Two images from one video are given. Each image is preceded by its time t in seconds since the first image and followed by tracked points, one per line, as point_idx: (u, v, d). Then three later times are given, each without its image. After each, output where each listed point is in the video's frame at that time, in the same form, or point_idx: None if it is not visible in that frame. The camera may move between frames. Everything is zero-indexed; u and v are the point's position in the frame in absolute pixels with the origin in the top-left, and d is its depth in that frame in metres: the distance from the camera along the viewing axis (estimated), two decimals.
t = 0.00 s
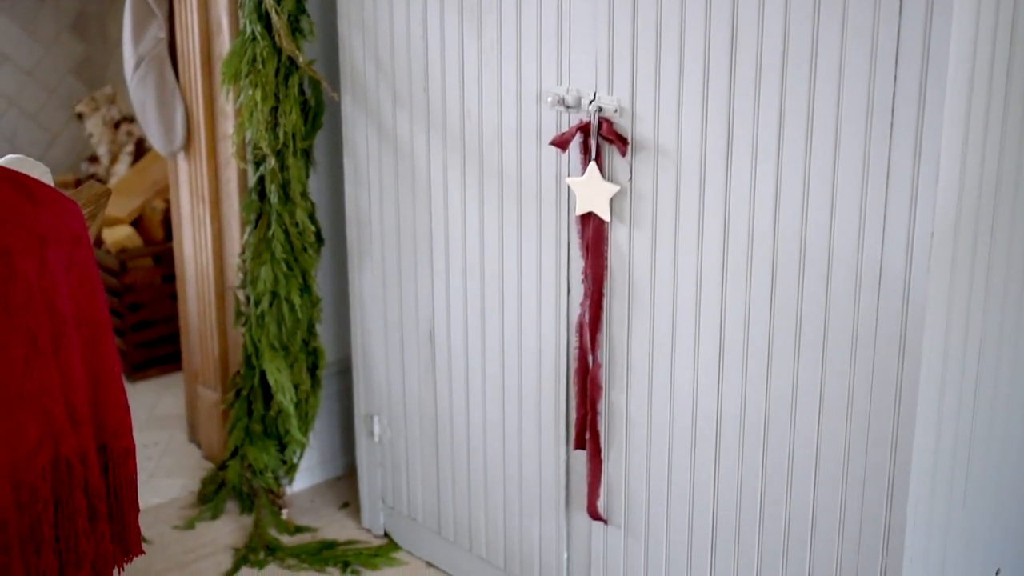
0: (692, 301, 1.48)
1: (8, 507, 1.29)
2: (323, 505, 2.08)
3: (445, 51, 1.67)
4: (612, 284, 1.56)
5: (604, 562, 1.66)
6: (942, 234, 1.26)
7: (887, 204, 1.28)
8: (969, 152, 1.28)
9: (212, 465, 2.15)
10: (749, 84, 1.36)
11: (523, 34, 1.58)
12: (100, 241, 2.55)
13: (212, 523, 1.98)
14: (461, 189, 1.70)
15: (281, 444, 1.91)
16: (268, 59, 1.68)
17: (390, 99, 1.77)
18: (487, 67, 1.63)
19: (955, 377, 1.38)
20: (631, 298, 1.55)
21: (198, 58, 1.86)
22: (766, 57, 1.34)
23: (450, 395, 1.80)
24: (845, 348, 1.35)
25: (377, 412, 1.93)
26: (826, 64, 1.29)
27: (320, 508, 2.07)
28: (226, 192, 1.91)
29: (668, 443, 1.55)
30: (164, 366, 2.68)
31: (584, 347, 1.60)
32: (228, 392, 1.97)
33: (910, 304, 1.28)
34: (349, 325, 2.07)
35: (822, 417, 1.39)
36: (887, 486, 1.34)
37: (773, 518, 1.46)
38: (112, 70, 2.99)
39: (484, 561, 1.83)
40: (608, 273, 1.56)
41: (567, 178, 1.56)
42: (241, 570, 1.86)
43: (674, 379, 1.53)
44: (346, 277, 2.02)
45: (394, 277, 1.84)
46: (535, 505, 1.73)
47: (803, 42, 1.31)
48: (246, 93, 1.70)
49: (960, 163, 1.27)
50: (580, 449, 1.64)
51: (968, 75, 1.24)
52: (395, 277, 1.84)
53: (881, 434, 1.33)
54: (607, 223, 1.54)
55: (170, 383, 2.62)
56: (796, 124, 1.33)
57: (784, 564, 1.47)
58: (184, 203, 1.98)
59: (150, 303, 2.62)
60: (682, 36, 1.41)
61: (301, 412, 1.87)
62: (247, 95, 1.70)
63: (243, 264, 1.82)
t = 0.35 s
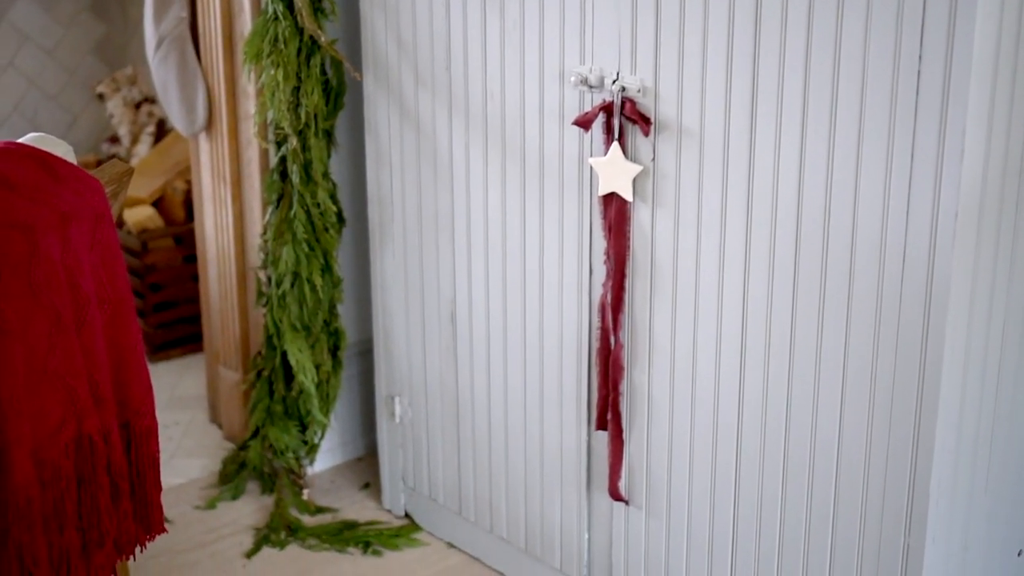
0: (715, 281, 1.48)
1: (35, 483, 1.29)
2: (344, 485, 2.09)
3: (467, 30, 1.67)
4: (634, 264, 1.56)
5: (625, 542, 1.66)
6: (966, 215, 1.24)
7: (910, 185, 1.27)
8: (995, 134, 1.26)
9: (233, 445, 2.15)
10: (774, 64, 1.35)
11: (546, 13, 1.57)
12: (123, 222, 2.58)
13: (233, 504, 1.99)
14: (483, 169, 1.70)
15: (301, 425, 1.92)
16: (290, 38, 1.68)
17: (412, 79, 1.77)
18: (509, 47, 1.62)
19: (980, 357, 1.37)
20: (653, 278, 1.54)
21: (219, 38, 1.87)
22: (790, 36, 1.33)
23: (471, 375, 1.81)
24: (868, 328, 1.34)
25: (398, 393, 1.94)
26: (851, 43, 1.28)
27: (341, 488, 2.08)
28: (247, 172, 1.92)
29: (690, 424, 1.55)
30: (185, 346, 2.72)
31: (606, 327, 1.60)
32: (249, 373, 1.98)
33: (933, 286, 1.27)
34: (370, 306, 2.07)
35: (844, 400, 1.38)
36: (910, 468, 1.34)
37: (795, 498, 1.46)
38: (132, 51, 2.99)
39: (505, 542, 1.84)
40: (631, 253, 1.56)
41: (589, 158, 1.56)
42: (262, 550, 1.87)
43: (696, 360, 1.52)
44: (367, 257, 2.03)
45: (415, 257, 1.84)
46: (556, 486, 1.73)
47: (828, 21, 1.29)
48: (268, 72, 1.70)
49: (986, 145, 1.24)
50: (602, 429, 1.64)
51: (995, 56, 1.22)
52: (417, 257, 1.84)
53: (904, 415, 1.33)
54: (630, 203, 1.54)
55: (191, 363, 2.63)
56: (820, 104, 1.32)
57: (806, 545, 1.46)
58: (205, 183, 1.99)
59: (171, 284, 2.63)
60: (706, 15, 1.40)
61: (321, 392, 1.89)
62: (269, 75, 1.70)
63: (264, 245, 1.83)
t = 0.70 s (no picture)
0: (744, 270, 1.47)
1: (67, 467, 1.29)
2: (371, 472, 2.09)
3: (494, 16, 1.67)
4: (663, 252, 1.56)
5: (652, 531, 1.66)
6: (999, 200, 1.23)
7: (942, 171, 1.26)
8: None
9: (260, 431, 2.17)
10: (804, 51, 1.35)
11: None
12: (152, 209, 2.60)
13: (260, 490, 2.01)
14: (511, 156, 1.70)
15: (328, 411, 1.93)
16: (318, 25, 1.68)
17: (440, 66, 1.77)
18: (537, 33, 1.62)
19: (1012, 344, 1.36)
20: (681, 266, 1.54)
21: (248, 25, 1.88)
22: (821, 23, 1.32)
23: (498, 363, 1.81)
24: (899, 316, 1.33)
25: (425, 380, 1.94)
26: (882, 29, 1.27)
27: (367, 475, 2.09)
28: (274, 158, 1.93)
29: (718, 412, 1.55)
30: (212, 332, 2.75)
31: (633, 315, 1.59)
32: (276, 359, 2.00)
33: (965, 273, 1.26)
34: (397, 292, 2.08)
35: (874, 389, 1.37)
36: (939, 456, 1.33)
37: (823, 487, 1.45)
38: (160, 38, 2.99)
39: (531, 530, 1.84)
40: (659, 241, 1.56)
41: (618, 146, 1.56)
42: (289, 536, 1.89)
43: (724, 348, 1.52)
44: (394, 243, 2.03)
45: (442, 243, 1.84)
46: (583, 474, 1.73)
47: (859, 7, 1.28)
48: (296, 59, 1.70)
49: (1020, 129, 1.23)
50: (629, 418, 1.64)
51: None
52: (444, 244, 1.84)
53: (934, 403, 1.32)
54: (658, 190, 1.54)
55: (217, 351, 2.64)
56: (851, 91, 1.31)
57: (834, 533, 1.46)
58: (233, 170, 2.00)
59: (197, 271, 2.66)
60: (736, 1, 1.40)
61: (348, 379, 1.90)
62: (298, 61, 1.71)
63: (292, 232, 1.84)
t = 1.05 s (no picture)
0: (775, 259, 1.47)
1: (99, 454, 1.29)
2: (398, 462, 2.10)
3: (524, 6, 1.66)
4: (692, 241, 1.55)
5: (681, 521, 1.66)
6: None
7: (976, 159, 1.25)
8: None
9: (288, 421, 2.18)
10: (836, 39, 1.34)
11: None
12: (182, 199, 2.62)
13: (288, 479, 2.02)
14: (540, 146, 1.70)
15: (356, 401, 1.94)
16: (348, 15, 1.68)
17: (470, 55, 1.77)
18: (567, 22, 1.62)
19: None
20: (711, 256, 1.54)
21: (278, 16, 1.89)
22: (854, 11, 1.32)
23: (527, 353, 1.81)
24: (931, 306, 1.33)
25: (453, 370, 1.94)
26: (916, 17, 1.26)
27: (395, 465, 2.09)
28: (303, 148, 1.95)
29: (747, 403, 1.54)
30: (239, 323, 2.76)
31: (662, 305, 1.59)
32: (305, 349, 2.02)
33: (999, 261, 1.25)
34: (425, 282, 2.08)
35: (905, 378, 1.37)
36: (971, 446, 1.33)
37: (854, 477, 1.45)
38: (189, 29, 3.01)
39: (559, 519, 1.84)
40: (689, 231, 1.55)
41: (648, 135, 1.55)
42: (317, 525, 1.90)
43: (754, 338, 1.52)
44: (423, 233, 2.04)
45: (471, 233, 1.84)
46: (611, 464, 1.73)
47: None
48: (326, 49, 1.71)
49: None
50: (657, 408, 1.64)
51: None
52: (473, 233, 1.84)
53: (966, 393, 1.32)
54: (688, 179, 1.53)
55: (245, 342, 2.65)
56: (884, 79, 1.31)
57: (864, 524, 1.45)
58: (262, 160, 2.01)
59: (225, 261, 2.68)
60: None
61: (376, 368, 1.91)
62: (328, 52, 1.71)
63: (320, 222, 1.85)
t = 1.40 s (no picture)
0: (802, 250, 1.47)
1: (128, 441, 1.30)
2: (423, 451, 2.10)
3: None
4: (719, 232, 1.55)
5: (706, 511, 1.66)
6: None
7: (1006, 149, 1.25)
8: None
9: (314, 410, 2.19)
10: (865, 28, 1.34)
11: None
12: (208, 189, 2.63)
13: (313, 468, 2.03)
14: (567, 135, 1.70)
15: (381, 390, 1.95)
16: (374, 5, 1.68)
17: (497, 45, 1.77)
18: (595, 12, 1.62)
19: None
20: (738, 247, 1.54)
21: (304, 6, 1.89)
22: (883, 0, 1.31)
23: (552, 343, 1.81)
24: (959, 296, 1.32)
25: (478, 359, 1.95)
26: (946, 6, 1.26)
27: (419, 454, 2.10)
28: (329, 138, 1.96)
29: (773, 393, 1.54)
30: (264, 313, 2.78)
31: (689, 295, 1.60)
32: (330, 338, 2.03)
33: None
34: (450, 272, 2.09)
35: (932, 369, 1.37)
36: (999, 436, 1.32)
37: (881, 467, 1.45)
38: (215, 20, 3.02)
39: (583, 509, 1.84)
40: (715, 221, 1.55)
41: (675, 125, 1.55)
42: (343, 514, 1.91)
43: (780, 329, 1.51)
44: (448, 223, 2.04)
45: (497, 222, 1.85)
46: (636, 454, 1.73)
47: None
48: (353, 39, 1.71)
49: None
50: (683, 398, 1.64)
51: None
52: (499, 223, 1.85)
53: (994, 383, 1.31)
54: (715, 169, 1.53)
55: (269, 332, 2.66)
56: (913, 68, 1.30)
57: (890, 514, 1.45)
58: (288, 150, 2.02)
59: (251, 250, 2.70)
60: None
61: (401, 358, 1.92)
62: (354, 41, 1.71)
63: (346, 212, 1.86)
